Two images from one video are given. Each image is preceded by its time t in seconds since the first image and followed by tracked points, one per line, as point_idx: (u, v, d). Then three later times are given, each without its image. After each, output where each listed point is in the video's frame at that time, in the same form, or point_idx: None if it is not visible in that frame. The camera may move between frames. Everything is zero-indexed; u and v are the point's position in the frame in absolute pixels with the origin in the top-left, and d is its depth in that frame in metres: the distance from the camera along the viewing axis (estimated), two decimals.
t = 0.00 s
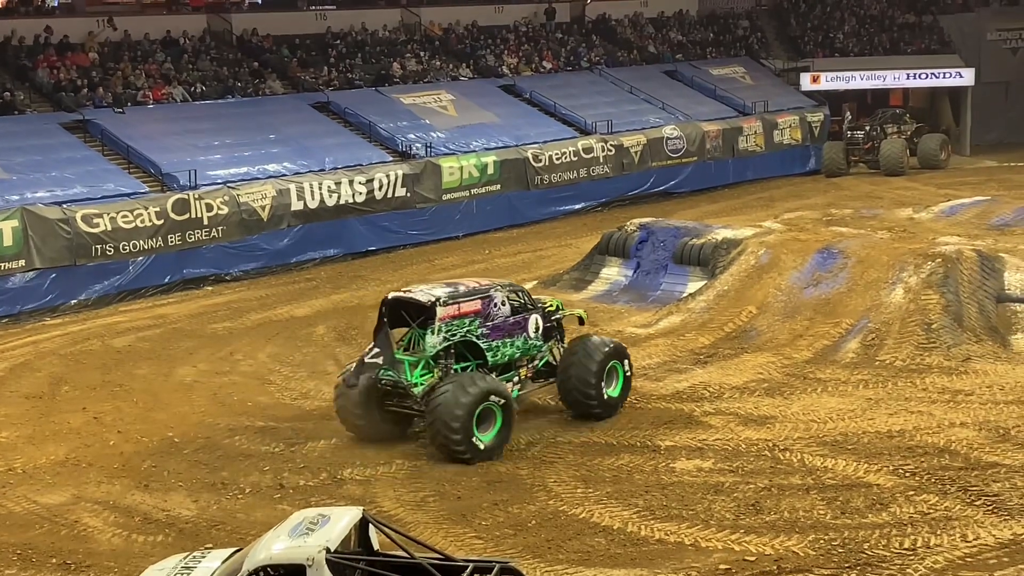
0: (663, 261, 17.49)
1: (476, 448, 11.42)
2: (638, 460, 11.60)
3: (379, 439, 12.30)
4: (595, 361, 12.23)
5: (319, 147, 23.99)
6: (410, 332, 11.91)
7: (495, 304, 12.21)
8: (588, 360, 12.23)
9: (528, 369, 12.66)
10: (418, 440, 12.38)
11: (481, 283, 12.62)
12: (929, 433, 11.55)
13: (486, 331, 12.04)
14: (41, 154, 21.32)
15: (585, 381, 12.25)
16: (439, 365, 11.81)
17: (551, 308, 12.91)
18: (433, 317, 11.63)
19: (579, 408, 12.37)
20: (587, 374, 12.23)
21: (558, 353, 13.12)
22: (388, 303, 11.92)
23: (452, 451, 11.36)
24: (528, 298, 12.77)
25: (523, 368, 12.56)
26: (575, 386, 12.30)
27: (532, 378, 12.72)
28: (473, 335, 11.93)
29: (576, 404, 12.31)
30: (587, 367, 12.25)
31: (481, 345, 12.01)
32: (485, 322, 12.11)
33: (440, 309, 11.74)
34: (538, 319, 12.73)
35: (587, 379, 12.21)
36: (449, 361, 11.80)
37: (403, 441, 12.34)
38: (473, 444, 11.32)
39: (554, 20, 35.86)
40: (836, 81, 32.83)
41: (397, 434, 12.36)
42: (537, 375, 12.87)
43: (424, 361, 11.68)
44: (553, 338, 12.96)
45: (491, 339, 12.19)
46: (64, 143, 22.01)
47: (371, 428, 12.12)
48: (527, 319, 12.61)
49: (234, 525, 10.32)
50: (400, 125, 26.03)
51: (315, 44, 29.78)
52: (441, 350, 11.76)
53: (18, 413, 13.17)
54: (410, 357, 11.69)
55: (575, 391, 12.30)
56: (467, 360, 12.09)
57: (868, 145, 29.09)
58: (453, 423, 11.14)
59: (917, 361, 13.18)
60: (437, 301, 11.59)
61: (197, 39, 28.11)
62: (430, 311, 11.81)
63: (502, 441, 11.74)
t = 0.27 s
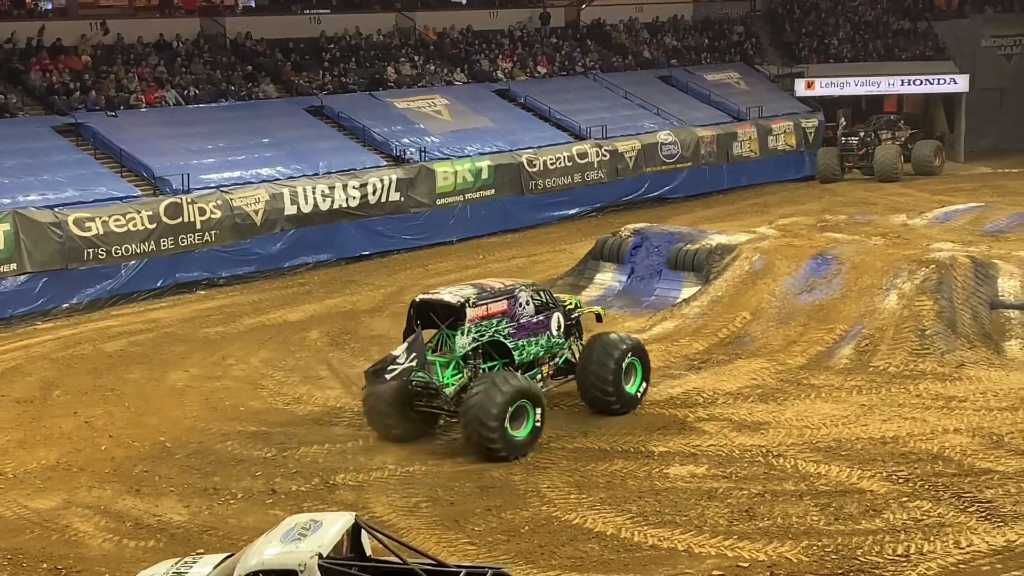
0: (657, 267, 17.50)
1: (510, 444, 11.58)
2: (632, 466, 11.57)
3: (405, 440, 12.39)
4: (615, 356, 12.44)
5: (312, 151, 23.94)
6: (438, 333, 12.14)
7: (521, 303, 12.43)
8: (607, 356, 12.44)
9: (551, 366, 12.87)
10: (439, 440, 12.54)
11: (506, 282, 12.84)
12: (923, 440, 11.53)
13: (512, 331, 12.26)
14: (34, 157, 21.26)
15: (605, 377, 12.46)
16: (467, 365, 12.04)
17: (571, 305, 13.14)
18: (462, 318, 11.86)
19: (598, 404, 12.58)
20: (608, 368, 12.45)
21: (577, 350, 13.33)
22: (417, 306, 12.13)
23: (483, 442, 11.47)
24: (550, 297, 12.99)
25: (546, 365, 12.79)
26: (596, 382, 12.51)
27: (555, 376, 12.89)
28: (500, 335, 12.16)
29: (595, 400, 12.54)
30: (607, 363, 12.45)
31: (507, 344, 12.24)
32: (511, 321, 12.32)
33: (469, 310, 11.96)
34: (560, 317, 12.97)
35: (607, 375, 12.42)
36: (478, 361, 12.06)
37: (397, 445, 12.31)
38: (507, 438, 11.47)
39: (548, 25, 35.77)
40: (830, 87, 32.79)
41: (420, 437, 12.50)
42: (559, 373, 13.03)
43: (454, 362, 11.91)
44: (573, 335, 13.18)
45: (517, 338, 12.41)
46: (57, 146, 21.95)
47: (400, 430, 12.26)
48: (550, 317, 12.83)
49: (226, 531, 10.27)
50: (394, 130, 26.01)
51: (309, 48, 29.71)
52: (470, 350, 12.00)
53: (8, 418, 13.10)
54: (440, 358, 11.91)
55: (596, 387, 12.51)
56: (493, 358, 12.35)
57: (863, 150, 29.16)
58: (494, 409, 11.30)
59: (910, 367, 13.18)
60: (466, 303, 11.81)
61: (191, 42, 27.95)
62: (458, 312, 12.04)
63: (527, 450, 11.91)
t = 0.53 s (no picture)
0: (643, 272, 17.49)
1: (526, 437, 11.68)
2: (616, 473, 11.48)
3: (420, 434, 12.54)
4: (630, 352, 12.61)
5: (296, 154, 23.81)
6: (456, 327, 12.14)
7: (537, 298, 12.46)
8: (621, 350, 12.61)
9: (564, 361, 12.93)
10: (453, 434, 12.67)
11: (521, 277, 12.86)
12: (909, 447, 11.47)
13: (528, 325, 12.30)
14: (15, 159, 21.07)
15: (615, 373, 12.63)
16: (484, 359, 12.10)
17: (584, 301, 13.19)
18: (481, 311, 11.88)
19: (606, 398, 12.75)
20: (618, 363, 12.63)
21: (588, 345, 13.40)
22: (435, 300, 12.15)
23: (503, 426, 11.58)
24: (564, 292, 13.05)
25: (559, 360, 12.85)
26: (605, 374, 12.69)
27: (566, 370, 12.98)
28: (516, 329, 12.21)
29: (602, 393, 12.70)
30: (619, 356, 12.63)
31: (523, 339, 12.29)
32: (527, 316, 12.37)
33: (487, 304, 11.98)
34: (574, 312, 13.03)
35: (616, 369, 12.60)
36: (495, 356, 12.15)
37: (380, 452, 12.20)
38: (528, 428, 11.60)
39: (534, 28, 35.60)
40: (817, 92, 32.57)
41: (436, 431, 12.64)
42: (571, 368, 13.08)
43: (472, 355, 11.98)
44: (584, 331, 13.26)
45: (532, 332, 12.46)
46: (38, 148, 21.76)
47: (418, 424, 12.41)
48: (565, 312, 12.88)
49: (206, 538, 10.15)
50: (378, 133, 25.88)
51: (293, 50, 29.56)
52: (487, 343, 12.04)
53: None
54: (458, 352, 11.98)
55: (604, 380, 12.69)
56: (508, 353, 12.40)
57: (850, 155, 29.34)
58: (521, 393, 11.50)
59: (896, 373, 13.12)
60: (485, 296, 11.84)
61: (173, 44, 27.79)
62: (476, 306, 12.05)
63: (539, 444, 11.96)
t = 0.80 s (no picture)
0: (620, 278, 17.61)
1: (534, 430, 11.79)
2: (592, 480, 11.38)
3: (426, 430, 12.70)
4: (636, 348, 12.72)
5: (270, 158, 23.63)
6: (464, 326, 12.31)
7: (545, 299, 12.63)
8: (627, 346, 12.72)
9: (570, 361, 13.14)
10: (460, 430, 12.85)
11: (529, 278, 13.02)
12: (886, 454, 11.41)
13: (535, 325, 12.50)
14: None
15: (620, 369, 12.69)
16: (492, 357, 12.32)
17: (590, 302, 13.38)
18: (489, 312, 12.06)
19: (609, 395, 12.79)
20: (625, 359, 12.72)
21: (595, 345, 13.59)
22: (444, 299, 12.29)
23: (511, 415, 11.70)
24: (571, 292, 13.22)
25: (565, 360, 13.06)
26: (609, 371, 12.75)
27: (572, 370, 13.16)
28: (525, 329, 12.42)
29: (606, 389, 12.72)
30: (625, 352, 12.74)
31: (531, 338, 12.50)
32: (535, 316, 12.57)
33: (496, 305, 12.14)
34: (581, 312, 13.24)
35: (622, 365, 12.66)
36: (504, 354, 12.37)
37: (354, 460, 12.07)
38: (536, 421, 11.72)
39: (510, 32, 35.45)
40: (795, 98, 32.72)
41: (444, 427, 12.82)
42: (576, 367, 13.26)
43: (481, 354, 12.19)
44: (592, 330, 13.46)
45: (540, 332, 12.67)
46: (8, 151, 21.53)
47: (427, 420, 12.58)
48: (571, 312, 13.09)
49: (177, 546, 10.00)
50: (353, 137, 25.71)
51: (267, 53, 29.43)
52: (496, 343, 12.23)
53: None
54: (467, 350, 12.19)
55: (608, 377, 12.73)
56: (517, 352, 12.58)
57: (827, 161, 29.14)
58: (535, 385, 11.67)
59: (874, 381, 13.05)
60: (494, 297, 12.03)
61: (146, 46, 27.58)
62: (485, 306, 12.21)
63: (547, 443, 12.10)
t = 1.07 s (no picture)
0: (586, 286, 17.60)
1: (528, 419, 12.06)
2: (556, 490, 11.28)
3: (426, 427, 12.92)
4: (638, 347, 13.09)
5: (231, 166, 23.40)
6: (460, 322, 12.67)
7: (540, 295, 13.01)
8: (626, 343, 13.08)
9: (565, 357, 13.48)
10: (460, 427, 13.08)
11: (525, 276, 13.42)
12: (850, 463, 11.38)
13: (531, 321, 12.87)
14: None
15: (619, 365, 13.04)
16: (489, 352, 12.70)
17: (585, 301, 13.73)
18: (485, 307, 12.44)
19: (604, 386, 13.01)
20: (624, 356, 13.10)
21: (590, 345, 13.90)
22: (441, 296, 12.66)
23: (508, 403, 12.01)
24: (567, 291, 13.60)
25: (560, 357, 13.39)
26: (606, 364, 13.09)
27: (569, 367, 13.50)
28: (520, 324, 12.79)
29: (602, 380, 12.97)
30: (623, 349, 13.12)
31: (526, 334, 12.88)
32: (530, 312, 12.94)
33: (492, 300, 12.52)
34: (576, 310, 13.61)
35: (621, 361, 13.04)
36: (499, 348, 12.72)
37: (317, 471, 11.95)
38: (530, 410, 12.01)
39: (475, 40, 35.18)
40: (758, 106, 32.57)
41: (444, 423, 13.05)
42: (571, 366, 13.61)
43: (477, 348, 12.57)
44: (586, 330, 13.81)
45: (536, 328, 13.04)
46: None
47: (429, 419, 12.79)
48: (567, 310, 13.45)
49: (135, 558, 9.85)
50: (315, 145, 25.48)
51: (228, 59, 29.22)
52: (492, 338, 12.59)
53: None
54: (464, 345, 12.59)
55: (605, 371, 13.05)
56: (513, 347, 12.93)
57: (791, 169, 29.31)
58: (534, 374, 12.03)
59: (839, 390, 13.06)
60: (490, 292, 12.41)
61: (105, 52, 27.33)
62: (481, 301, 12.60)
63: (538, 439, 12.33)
